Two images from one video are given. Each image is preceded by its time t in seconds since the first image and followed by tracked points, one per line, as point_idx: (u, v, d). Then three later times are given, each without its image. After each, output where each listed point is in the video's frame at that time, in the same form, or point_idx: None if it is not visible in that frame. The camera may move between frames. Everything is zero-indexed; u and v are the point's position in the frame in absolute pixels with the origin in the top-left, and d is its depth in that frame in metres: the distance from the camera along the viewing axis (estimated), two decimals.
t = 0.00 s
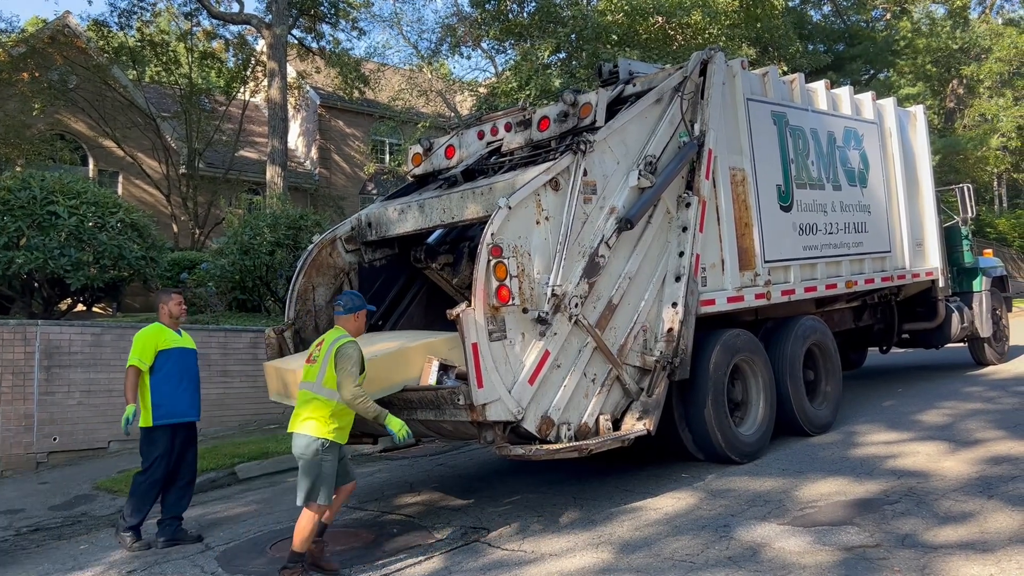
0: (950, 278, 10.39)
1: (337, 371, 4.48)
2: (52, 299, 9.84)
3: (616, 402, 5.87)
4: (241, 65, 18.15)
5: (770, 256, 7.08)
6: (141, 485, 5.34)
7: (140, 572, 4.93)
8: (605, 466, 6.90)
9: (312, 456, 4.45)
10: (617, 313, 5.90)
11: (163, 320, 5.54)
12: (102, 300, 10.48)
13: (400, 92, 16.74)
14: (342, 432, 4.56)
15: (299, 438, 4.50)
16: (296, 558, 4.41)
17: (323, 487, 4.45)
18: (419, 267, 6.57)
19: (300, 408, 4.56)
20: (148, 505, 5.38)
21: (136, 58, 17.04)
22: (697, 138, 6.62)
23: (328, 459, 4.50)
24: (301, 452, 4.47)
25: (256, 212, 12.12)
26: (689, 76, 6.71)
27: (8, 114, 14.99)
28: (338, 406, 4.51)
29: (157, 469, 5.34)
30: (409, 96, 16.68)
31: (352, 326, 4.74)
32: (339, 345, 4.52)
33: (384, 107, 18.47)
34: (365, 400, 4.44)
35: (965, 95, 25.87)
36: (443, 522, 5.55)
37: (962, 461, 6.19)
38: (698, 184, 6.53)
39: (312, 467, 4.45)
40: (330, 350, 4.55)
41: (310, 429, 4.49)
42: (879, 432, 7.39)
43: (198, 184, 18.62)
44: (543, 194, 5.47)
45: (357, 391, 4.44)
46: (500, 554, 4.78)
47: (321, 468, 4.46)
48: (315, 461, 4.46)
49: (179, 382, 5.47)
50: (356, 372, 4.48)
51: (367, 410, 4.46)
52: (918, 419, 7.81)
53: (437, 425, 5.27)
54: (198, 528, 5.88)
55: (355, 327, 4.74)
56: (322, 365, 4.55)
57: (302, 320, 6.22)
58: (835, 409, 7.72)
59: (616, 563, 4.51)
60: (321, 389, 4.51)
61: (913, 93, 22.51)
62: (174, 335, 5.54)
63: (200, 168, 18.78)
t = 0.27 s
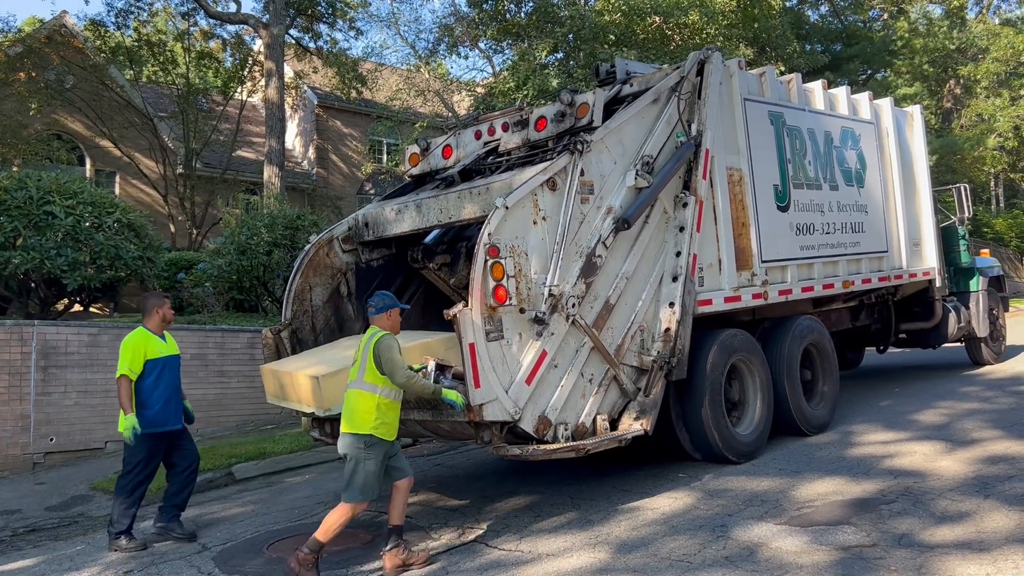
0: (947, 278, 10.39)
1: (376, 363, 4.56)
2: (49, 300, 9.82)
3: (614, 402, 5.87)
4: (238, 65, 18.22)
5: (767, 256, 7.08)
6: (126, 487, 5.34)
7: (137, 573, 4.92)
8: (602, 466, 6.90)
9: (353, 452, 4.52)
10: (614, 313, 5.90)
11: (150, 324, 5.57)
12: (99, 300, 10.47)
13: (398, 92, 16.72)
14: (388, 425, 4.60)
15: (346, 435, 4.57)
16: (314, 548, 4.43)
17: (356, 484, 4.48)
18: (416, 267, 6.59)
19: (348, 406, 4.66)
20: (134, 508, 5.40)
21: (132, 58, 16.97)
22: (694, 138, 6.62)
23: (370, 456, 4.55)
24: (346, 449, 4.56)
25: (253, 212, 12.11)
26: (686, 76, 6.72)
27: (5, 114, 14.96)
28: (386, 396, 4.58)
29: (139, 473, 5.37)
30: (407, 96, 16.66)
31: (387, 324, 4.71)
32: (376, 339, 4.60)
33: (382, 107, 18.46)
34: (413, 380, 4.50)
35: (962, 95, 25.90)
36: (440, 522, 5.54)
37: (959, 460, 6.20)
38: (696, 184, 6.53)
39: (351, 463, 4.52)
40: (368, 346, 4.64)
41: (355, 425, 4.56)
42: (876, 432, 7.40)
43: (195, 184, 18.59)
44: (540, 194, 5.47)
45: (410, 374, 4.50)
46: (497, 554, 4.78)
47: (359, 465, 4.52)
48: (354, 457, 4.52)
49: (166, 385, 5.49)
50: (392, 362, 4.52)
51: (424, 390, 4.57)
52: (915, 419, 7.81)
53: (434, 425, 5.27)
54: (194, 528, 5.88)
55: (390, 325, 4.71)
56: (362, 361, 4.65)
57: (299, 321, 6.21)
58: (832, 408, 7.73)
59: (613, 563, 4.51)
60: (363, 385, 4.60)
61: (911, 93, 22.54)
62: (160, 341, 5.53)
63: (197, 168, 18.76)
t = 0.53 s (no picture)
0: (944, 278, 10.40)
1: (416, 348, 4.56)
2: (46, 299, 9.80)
3: (611, 401, 5.87)
4: (236, 65, 18.12)
5: (765, 256, 7.09)
6: (123, 486, 5.37)
7: (134, 573, 4.92)
8: (600, 466, 6.90)
9: (405, 432, 4.51)
10: (612, 312, 5.91)
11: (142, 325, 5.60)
12: (96, 300, 10.45)
13: (396, 91, 16.71)
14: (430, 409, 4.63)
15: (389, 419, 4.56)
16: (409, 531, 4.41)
17: (427, 459, 4.51)
18: (414, 267, 6.59)
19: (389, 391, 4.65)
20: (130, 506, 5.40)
21: (130, 58, 16.96)
22: (692, 138, 6.63)
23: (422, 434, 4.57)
24: (394, 432, 4.54)
25: (251, 211, 12.10)
26: (684, 76, 6.72)
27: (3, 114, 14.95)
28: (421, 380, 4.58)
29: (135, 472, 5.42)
30: (405, 96, 16.64)
31: (426, 309, 4.73)
32: (414, 324, 4.61)
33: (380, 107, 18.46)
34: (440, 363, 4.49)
35: (960, 96, 25.94)
36: (438, 521, 5.54)
37: (956, 460, 6.21)
38: (693, 183, 6.53)
39: (408, 443, 4.51)
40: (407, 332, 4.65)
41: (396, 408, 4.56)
42: (873, 432, 7.41)
43: (193, 184, 18.58)
44: (538, 194, 5.47)
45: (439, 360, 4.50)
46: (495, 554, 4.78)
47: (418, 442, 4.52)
48: (410, 435, 4.51)
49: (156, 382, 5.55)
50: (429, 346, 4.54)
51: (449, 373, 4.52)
52: (912, 419, 7.82)
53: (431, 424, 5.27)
54: (192, 528, 5.87)
55: (430, 310, 4.73)
56: (401, 347, 4.64)
57: (297, 321, 6.21)
58: (829, 408, 7.73)
59: (611, 563, 4.51)
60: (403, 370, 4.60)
61: (908, 93, 22.57)
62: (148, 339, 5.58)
63: (195, 168, 18.74)
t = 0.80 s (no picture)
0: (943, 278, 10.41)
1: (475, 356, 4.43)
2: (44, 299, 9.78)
3: (610, 401, 5.87)
4: (235, 64, 18.15)
5: (763, 256, 7.09)
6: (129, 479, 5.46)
7: (131, 572, 4.91)
8: (599, 466, 6.89)
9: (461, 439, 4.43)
10: (610, 312, 5.90)
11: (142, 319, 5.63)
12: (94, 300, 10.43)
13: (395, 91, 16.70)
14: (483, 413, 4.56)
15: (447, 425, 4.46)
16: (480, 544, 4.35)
17: (481, 465, 4.39)
18: (414, 267, 6.51)
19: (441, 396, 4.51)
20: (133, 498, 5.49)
21: (130, 57, 16.99)
22: (691, 138, 6.63)
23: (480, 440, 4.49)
24: (451, 439, 4.45)
25: (250, 211, 12.09)
26: (683, 76, 6.71)
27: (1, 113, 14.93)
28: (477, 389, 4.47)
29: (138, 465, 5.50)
30: (404, 95, 16.64)
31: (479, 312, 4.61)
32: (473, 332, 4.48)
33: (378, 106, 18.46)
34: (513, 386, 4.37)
35: (958, 96, 25.97)
36: (436, 522, 5.54)
37: (954, 460, 6.21)
38: (692, 184, 6.53)
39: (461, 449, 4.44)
40: (464, 338, 4.50)
41: (453, 416, 4.47)
42: (872, 432, 7.41)
43: (192, 183, 18.56)
44: (537, 194, 5.47)
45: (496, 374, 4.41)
46: (493, 554, 4.78)
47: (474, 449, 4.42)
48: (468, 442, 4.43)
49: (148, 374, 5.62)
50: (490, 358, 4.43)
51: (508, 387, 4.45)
52: (911, 420, 7.83)
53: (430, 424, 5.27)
54: (190, 527, 5.87)
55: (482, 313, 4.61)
56: (456, 352, 4.49)
57: (295, 320, 6.20)
58: (828, 408, 7.73)
59: (609, 563, 4.51)
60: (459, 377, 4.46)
61: (907, 94, 22.58)
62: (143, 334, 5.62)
63: (194, 167, 18.73)
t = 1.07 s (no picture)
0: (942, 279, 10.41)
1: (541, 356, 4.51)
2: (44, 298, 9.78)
3: (609, 401, 5.86)
4: (235, 63, 18.15)
5: (763, 256, 7.09)
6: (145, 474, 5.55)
7: (130, 572, 4.91)
8: (598, 465, 6.90)
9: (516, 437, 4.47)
10: (610, 312, 5.90)
11: (147, 317, 5.71)
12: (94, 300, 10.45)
13: (395, 91, 16.71)
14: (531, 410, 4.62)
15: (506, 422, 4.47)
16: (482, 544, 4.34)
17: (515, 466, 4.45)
18: (413, 266, 6.44)
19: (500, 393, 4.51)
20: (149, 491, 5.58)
21: (129, 56, 16.98)
22: (691, 138, 6.63)
23: (525, 437, 4.55)
24: (506, 436, 4.46)
25: (250, 210, 12.09)
26: (683, 76, 6.71)
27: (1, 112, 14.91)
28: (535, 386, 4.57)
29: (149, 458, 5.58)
30: (404, 95, 16.63)
31: (535, 310, 4.67)
32: (539, 331, 4.54)
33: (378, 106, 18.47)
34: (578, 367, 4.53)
35: (958, 97, 25.99)
36: (435, 521, 5.54)
37: (954, 460, 6.21)
38: (692, 183, 6.52)
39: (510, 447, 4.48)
40: (525, 336, 4.54)
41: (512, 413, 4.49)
42: (871, 432, 7.41)
43: (191, 182, 18.56)
44: (537, 193, 5.47)
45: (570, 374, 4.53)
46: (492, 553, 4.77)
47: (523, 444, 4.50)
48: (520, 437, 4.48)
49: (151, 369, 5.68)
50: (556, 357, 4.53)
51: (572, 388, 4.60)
52: (910, 419, 7.83)
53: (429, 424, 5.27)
54: (190, 526, 5.87)
55: (537, 312, 4.67)
56: (519, 350, 4.51)
57: (295, 319, 6.20)
58: (827, 408, 7.73)
59: (609, 562, 4.51)
60: (522, 376, 4.51)
61: (907, 94, 22.59)
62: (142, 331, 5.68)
63: (193, 167, 18.73)
